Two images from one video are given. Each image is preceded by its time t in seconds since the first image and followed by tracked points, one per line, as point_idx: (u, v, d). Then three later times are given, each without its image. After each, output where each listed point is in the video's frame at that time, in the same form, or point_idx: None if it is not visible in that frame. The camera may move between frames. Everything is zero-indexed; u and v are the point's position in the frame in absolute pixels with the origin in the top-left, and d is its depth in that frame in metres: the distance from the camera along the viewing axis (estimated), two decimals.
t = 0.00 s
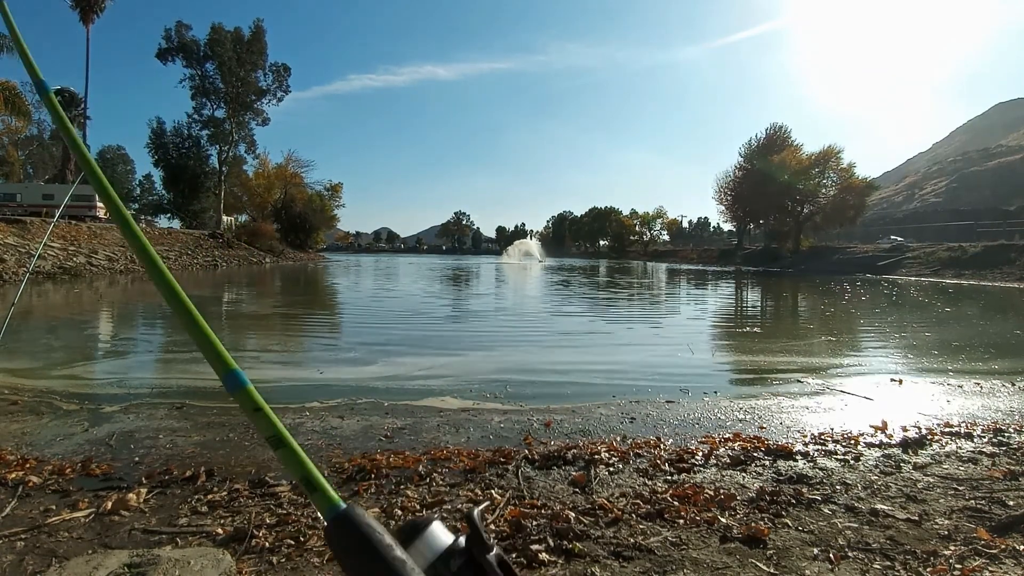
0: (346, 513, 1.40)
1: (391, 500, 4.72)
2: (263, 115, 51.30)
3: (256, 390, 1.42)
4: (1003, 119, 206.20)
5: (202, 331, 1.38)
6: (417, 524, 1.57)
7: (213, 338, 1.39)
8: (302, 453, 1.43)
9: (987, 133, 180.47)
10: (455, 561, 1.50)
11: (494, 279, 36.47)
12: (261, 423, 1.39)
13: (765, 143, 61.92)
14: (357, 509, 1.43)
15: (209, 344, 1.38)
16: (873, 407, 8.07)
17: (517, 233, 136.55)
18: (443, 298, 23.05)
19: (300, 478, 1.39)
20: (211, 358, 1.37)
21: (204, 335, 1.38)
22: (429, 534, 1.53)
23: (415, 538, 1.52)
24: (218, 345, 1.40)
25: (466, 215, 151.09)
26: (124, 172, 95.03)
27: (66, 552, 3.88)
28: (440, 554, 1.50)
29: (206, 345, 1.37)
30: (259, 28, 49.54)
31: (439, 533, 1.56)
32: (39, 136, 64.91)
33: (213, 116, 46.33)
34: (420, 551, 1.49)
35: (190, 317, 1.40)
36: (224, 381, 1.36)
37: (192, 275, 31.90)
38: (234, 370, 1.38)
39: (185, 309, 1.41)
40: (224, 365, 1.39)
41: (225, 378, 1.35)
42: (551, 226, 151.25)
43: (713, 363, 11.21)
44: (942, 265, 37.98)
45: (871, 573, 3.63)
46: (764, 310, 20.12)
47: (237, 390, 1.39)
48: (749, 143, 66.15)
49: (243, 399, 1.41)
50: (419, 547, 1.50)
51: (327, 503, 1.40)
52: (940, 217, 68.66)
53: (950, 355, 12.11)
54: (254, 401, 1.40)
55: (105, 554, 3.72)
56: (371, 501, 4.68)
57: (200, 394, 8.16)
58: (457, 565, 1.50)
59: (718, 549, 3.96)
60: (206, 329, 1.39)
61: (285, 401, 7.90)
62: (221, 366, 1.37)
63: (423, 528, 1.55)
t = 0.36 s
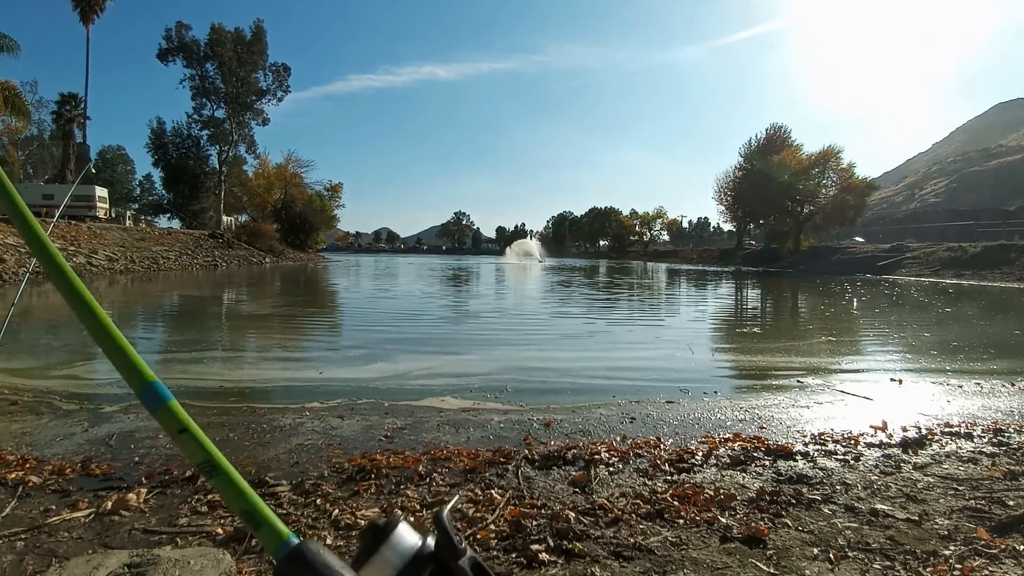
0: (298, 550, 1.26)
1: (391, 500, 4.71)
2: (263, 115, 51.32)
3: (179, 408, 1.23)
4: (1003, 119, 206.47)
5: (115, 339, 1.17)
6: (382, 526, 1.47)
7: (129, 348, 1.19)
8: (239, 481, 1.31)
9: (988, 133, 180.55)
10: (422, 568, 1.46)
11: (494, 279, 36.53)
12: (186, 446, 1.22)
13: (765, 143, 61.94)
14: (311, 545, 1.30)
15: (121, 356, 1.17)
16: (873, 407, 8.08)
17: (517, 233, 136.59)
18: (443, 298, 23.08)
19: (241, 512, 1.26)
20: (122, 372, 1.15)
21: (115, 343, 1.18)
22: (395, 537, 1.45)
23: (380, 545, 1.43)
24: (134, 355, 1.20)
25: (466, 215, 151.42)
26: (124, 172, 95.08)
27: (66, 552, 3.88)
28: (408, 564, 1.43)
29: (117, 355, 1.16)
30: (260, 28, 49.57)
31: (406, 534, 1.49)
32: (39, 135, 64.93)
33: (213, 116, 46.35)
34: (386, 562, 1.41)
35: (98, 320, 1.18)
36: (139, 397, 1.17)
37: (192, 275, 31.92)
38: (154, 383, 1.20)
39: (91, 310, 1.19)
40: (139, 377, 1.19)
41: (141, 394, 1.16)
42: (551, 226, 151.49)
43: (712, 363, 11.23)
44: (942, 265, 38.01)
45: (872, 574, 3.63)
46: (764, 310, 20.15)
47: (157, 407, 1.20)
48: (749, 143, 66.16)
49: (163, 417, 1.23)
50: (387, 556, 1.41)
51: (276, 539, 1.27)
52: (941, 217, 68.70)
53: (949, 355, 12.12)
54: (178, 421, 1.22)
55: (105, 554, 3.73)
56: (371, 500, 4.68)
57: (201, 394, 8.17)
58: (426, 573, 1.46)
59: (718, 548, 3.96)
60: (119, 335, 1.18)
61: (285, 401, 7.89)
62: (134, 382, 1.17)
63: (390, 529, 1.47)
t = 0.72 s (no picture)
0: (290, 555, 1.33)
1: (391, 500, 4.71)
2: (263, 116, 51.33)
3: (167, 411, 1.32)
4: (1002, 119, 206.80)
5: (105, 348, 1.28)
6: (381, 521, 1.48)
7: (119, 357, 1.29)
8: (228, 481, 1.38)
9: (988, 133, 180.70)
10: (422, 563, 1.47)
11: (494, 279, 36.56)
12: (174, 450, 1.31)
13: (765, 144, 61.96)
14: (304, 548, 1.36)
15: (110, 363, 1.27)
16: (873, 407, 8.10)
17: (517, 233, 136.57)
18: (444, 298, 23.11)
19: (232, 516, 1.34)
20: (106, 372, 1.26)
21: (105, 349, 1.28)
22: (395, 531, 1.47)
23: (380, 539, 1.45)
24: (126, 361, 1.31)
25: (466, 216, 151.45)
26: (124, 172, 95.02)
27: (66, 553, 3.88)
28: (405, 558, 1.46)
29: (104, 362, 1.26)
30: (260, 29, 49.60)
31: (406, 528, 1.50)
32: (39, 136, 64.93)
33: (213, 117, 46.35)
34: (386, 557, 1.44)
35: (87, 322, 1.28)
36: (127, 401, 1.27)
37: (192, 275, 31.91)
38: (140, 383, 1.30)
39: (83, 315, 1.29)
40: (128, 380, 1.29)
41: (127, 399, 1.25)
42: (551, 227, 151.55)
43: (712, 363, 11.23)
44: (943, 265, 38.02)
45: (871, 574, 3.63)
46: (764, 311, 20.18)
47: (144, 406, 1.30)
48: (749, 144, 66.19)
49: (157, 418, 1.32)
50: (384, 551, 1.44)
51: (270, 545, 1.35)
52: (940, 218, 68.81)
53: (948, 356, 12.14)
54: (163, 420, 1.30)
55: (105, 554, 3.73)
56: (371, 501, 4.68)
57: (201, 394, 8.18)
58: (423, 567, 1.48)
59: (718, 549, 3.96)
60: (109, 344, 1.28)
61: (283, 401, 7.90)
62: (119, 382, 1.27)
63: (390, 523, 1.48)
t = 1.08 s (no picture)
0: None
1: (392, 500, 4.72)
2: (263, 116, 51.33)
3: (265, 466, 1.50)
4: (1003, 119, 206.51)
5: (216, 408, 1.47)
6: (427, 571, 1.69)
7: (228, 416, 1.47)
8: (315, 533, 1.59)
9: (988, 133, 180.61)
10: None
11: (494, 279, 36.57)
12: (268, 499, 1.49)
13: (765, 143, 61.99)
14: None
15: (221, 422, 1.46)
16: (872, 407, 8.11)
17: (517, 233, 136.45)
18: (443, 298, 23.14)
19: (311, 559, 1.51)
20: (220, 433, 1.44)
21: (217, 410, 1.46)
22: None
23: None
24: (231, 420, 1.49)
25: (466, 216, 151.36)
26: (124, 171, 94.96)
27: (65, 553, 3.88)
28: None
29: (219, 421, 1.45)
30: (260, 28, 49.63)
31: None
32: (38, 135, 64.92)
33: (213, 116, 46.37)
34: None
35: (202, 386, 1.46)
36: (234, 456, 1.44)
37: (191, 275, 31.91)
38: (245, 444, 1.47)
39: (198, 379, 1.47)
40: (234, 437, 1.47)
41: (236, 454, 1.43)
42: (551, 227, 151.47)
43: (712, 363, 11.24)
44: (943, 265, 38.01)
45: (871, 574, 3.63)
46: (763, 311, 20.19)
47: (247, 463, 1.47)
48: (749, 143, 66.19)
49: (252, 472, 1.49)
50: None
51: None
52: (940, 218, 68.80)
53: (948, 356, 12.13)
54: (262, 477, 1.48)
55: (105, 554, 3.73)
56: (371, 501, 4.68)
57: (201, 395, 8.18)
58: None
59: (717, 548, 3.97)
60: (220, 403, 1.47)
61: (284, 402, 7.90)
62: (230, 440, 1.45)
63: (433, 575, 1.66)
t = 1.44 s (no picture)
0: None
1: (391, 500, 4.71)
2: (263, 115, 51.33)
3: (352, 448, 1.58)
4: (1003, 119, 206.47)
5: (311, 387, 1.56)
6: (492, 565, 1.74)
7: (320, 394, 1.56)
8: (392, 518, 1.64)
9: (988, 133, 180.60)
10: None
11: (494, 279, 36.57)
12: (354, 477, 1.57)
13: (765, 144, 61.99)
14: None
15: (315, 401, 1.55)
16: (873, 407, 8.10)
17: (517, 233, 136.41)
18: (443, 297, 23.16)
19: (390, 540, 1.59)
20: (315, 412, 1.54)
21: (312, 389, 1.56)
22: None
23: None
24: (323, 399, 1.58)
25: (466, 216, 151.32)
26: (124, 172, 94.92)
27: (66, 553, 3.88)
28: None
29: (314, 399, 1.54)
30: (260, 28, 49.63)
31: None
32: (39, 136, 64.91)
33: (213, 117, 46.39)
34: None
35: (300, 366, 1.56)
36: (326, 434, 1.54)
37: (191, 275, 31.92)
38: (335, 426, 1.56)
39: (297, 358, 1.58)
40: (326, 417, 1.56)
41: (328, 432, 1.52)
42: (551, 227, 151.48)
43: (712, 363, 11.23)
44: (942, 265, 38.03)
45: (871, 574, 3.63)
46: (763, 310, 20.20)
47: (336, 444, 1.56)
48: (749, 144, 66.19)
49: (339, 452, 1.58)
50: None
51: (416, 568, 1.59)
52: (940, 218, 68.84)
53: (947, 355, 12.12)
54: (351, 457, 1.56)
55: (105, 554, 3.73)
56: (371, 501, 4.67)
57: (201, 394, 8.18)
58: None
59: (718, 548, 3.97)
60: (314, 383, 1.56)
61: (285, 401, 7.89)
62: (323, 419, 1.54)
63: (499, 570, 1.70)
